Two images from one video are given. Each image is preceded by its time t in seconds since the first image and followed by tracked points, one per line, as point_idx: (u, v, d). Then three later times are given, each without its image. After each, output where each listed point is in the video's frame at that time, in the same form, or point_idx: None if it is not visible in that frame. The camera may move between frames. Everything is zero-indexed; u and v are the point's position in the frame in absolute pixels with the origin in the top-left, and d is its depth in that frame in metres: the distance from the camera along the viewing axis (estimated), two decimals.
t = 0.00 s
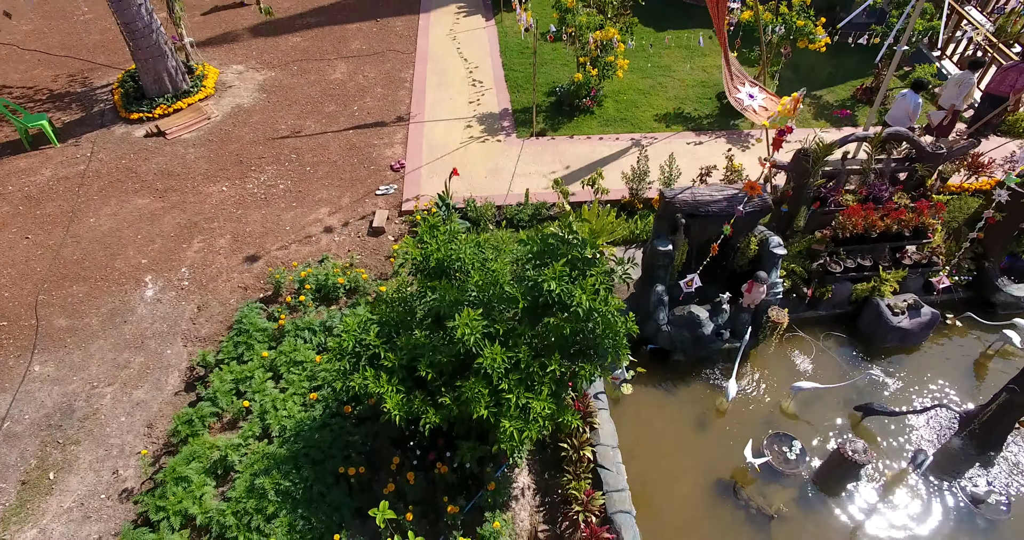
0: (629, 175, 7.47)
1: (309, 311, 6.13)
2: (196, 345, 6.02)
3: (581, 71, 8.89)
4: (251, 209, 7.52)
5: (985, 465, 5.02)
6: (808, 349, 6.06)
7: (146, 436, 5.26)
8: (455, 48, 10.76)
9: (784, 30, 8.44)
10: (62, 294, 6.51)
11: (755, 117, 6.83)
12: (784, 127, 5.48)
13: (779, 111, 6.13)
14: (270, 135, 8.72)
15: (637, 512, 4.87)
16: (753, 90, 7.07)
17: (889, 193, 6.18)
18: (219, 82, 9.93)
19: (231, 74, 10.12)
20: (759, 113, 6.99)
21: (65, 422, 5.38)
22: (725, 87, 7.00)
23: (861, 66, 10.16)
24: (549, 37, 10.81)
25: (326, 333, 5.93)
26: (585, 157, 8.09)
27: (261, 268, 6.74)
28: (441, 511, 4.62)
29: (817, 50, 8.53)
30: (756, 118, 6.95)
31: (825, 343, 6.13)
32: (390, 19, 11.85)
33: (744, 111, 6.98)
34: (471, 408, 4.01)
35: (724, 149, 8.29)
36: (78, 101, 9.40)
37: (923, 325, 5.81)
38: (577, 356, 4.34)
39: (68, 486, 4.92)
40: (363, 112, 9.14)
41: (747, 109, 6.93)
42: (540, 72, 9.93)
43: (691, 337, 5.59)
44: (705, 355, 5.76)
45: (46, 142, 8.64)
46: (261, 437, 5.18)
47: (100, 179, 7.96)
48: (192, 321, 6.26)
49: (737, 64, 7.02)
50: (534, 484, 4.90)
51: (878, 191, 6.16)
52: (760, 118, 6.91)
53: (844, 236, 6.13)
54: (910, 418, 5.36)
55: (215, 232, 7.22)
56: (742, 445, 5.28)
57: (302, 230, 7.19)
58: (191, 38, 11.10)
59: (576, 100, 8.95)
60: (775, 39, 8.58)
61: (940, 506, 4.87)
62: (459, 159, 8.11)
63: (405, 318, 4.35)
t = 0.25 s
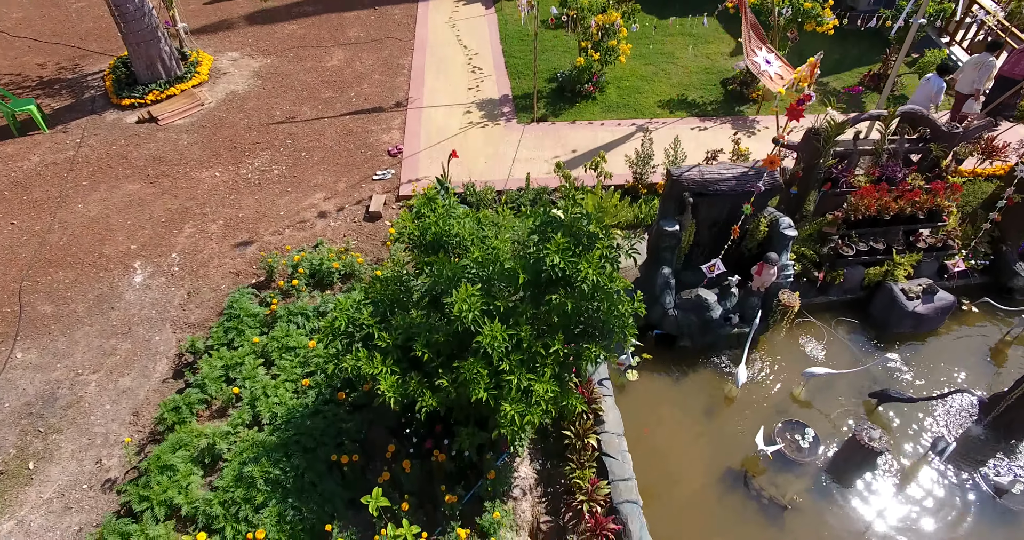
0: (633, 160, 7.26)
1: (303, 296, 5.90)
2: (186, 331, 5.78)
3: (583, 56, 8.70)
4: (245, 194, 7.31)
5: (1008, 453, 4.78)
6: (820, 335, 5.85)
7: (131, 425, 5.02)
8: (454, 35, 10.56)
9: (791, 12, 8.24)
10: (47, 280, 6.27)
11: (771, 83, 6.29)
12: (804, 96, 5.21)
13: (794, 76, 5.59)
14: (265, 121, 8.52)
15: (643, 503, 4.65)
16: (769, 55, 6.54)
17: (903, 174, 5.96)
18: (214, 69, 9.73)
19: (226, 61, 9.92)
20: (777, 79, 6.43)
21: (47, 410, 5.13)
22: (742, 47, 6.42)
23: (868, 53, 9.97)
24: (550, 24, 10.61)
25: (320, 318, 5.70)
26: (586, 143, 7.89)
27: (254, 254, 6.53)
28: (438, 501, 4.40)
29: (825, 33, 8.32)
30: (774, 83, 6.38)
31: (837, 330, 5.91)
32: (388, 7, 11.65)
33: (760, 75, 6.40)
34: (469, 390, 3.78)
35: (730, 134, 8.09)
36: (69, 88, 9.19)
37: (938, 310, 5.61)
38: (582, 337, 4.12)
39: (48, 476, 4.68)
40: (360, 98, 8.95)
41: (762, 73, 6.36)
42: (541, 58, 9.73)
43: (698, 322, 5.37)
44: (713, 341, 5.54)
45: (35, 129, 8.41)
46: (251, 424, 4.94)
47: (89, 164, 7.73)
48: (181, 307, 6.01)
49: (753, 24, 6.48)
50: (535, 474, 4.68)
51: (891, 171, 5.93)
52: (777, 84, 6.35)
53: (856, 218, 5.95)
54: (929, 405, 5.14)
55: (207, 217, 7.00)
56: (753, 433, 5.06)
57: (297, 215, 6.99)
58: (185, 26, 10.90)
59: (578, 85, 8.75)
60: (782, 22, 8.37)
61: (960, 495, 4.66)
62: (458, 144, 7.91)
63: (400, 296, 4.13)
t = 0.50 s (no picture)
0: (634, 151, 7.16)
1: (298, 288, 5.79)
2: (179, 324, 5.67)
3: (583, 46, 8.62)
4: (240, 187, 7.21)
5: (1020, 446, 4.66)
6: (824, 327, 5.75)
7: (123, 419, 4.91)
8: (452, 27, 10.45)
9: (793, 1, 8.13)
10: (38, 273, 6.16)
11: (781, 64, 6.06)
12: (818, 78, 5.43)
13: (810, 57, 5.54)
14: (261, 113, 8.41)
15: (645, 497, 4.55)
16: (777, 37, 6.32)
17: (909, 163, 5.87)
18: (209, 62, 9.62)
19: (221, 54, 9.81)
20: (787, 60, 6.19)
21: (37, 404, 5.02)
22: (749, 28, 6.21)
23: (870, 44, 9.85)
24: (549, 17, 10.50)
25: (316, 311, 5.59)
26: (586, 134, 7.79)
27: (249, 246, 6.43)
28: (436, 495, 4.29)
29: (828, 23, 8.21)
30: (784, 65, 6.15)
31: (842, 321, 5.81)
32: None
33: (769, 55, 6.14)
34: (468, 380, 3.68)
35: (731, 126, 7.99)
36: (63, 81, 9.08)
37: (945, 301, 5.53)
38: (583, 326, 4.02)
39: (37, 471, 4.57)
40: (357, 91, 8.84)
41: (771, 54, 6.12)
42: (540, 50, 9.62)
43: (701, 313, 5.27)
44: (716, 332, 5.44)
45: (27, 122, 8.30)
46: (245, 418, 4.83)
47: (82, 157, 7.62)
48: (175, 300, 5.90)
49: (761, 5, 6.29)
50: (535, 468, 4.58)
51: (897, 160, 5.88)
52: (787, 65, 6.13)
53: (861, 208, 5.86)
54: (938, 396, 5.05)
55: (201, 210, 6.90)
56: (757, 426, 4.96)
57: (293, 207, 6.88)
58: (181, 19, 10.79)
59: (578, 77, 8.65)
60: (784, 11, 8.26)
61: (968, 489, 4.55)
62: (456, 135, 7.81)
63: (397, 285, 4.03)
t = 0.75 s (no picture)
0: (632, 151, 7.12)
1: (294, 290, 5.75)
2: (174, 327, 5.63)
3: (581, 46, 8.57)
4: (236, 188, 7.16)
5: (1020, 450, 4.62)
6: (823, 329, 5.71)
7: (117, 424, 4.87)
8: (450, 27, 10.40)
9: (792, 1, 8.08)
10: (32, 276, 6.11)
11: (783, 63, 5.98)
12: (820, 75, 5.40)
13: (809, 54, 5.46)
14: (257, 114, 8.37)
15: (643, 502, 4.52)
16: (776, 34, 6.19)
17: (909, 164, 5.83)
18: (206, 62, 9.57)
19: (218, 54, 9.76)
20: (789, 57, 6.09)
21: (29, 409, 4.98)
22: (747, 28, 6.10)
23: (870, 44, 9.80)
24: (547, 16, 10.47)
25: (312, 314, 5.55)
26: (584, 135, 7.75)
27: (245, 248, 6.39)
28: (431, 501, 4.26)
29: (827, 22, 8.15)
30: (786, 63, 6.05)
31: (841, 323, 5.76)
32: None
33: (770, 54, 6.05)
34: (463, 385, 3.64)
35: (730, 126, 7.94)
36: (59, 81, 9.03)
37: (946, 303, 5.48)
38: (580, 329, 3.98)
39: (29, 477, 4.53)
40: (354, 91, 8.79)
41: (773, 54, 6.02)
42: (538, 50, 9.58)
43: (701, 315, 5.22)
44: (714, 334, 5.40)
45: (22, 123, 8.25)
46: (240, 423, 4.78)
47: (77, 159, 7.57)
48: (170, 303, 5.86)
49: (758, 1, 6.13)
50: (532, 473, 4.54)
51: (896, 160, 5.84)
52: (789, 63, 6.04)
53: (861, 209, 5.83)
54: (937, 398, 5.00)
55: (197, 211, 6.85)
56: (756, 430, 4.92)
57: (289, 209, 6.84)
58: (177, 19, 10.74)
59: (576, 77, 8.61)
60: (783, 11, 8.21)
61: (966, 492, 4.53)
62: (454, 136, 7.77)
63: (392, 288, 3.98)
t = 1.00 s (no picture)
0: (631, 154, 7.10)
1: (292, 294, 5.74)
2: (172, 331, 5.62)
3: (580, 48, 8.56)
4: (235, 191, 7.15)
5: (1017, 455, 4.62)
6: (823, 333, 5.70)
7: (114, 429, 4.86)
8: (449, 29, 10.39)
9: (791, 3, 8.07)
10: (30, 279, 6.10)
11: (780, 66, 5.97)
12: (819, 79, 5.32)
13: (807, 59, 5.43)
14: (256, 117, 8.36)
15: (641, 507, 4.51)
16: (777, 36, 6.20)
17: (908, 167, 5.82)
18: (204, 64, 9.56)
19: (216, 56, 9.75)
20: (788, 61, 6.10)
21: (26, 414, 4.97)
22: (748, 29, 6.08)
23: (869, 46, 9.80)
24: (546, 18, 10.46)
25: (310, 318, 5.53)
26: (583, 137, 7.73)
27: (244, 251, 6.38)
28: (429, 506, 4.25)
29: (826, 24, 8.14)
30: (784, 67, 6.06)
31: (841, 327, 5.75)
32: (382, 2, 11.48)
33: (767, 57, 6.06)
34: (461, 391, 3.64)
35: (729, 128, 7.92)
36: (56, 83, 9.02)
37: (945, 307, 5.47)
38: (579, 335, 3.97)
39: (26, 483, 4.52)
40: (353, 93, 8.78)
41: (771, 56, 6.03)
42: (537, 52, 9.57)
43: (700, 319, 5.21)
44: (712, 338, 5.40)
45: (20, 125, 8.24)
46: (237, 428, 4.77)
47: (75, 161, 7.56)
48: (168, 306, 5.85)
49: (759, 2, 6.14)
50: (530, 478, 4.53)
51: (895, 163, 5.83)
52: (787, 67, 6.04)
53: (860, 212, 5.82)
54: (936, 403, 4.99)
55: (195, 215, 6.84)
56: (755, 434, 4.91)
57: (287, 212, 6.83)
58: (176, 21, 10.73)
59: (575, 79, 8.60)
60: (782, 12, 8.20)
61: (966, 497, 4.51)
62: (453, 138, 7.76)
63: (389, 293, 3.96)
